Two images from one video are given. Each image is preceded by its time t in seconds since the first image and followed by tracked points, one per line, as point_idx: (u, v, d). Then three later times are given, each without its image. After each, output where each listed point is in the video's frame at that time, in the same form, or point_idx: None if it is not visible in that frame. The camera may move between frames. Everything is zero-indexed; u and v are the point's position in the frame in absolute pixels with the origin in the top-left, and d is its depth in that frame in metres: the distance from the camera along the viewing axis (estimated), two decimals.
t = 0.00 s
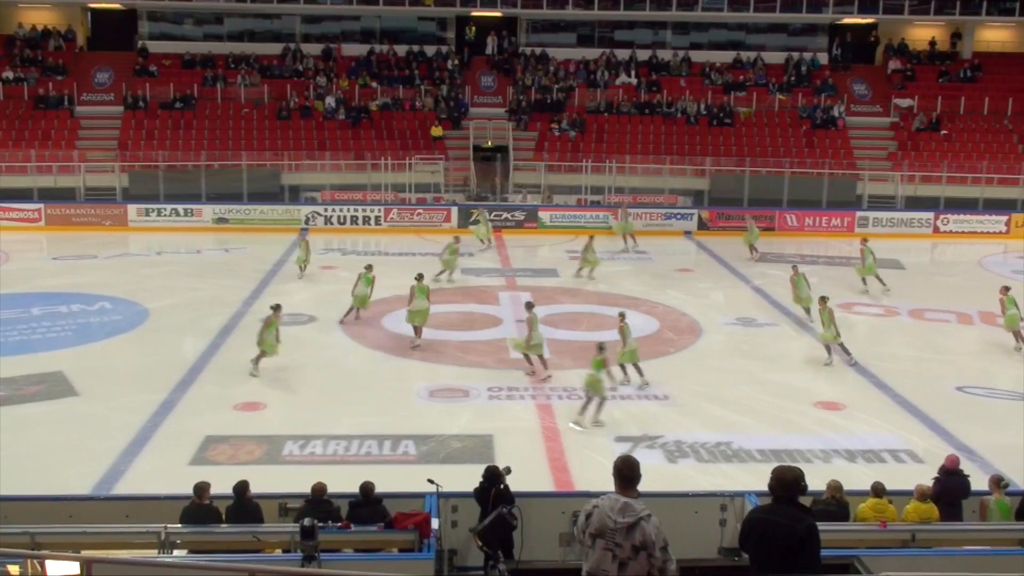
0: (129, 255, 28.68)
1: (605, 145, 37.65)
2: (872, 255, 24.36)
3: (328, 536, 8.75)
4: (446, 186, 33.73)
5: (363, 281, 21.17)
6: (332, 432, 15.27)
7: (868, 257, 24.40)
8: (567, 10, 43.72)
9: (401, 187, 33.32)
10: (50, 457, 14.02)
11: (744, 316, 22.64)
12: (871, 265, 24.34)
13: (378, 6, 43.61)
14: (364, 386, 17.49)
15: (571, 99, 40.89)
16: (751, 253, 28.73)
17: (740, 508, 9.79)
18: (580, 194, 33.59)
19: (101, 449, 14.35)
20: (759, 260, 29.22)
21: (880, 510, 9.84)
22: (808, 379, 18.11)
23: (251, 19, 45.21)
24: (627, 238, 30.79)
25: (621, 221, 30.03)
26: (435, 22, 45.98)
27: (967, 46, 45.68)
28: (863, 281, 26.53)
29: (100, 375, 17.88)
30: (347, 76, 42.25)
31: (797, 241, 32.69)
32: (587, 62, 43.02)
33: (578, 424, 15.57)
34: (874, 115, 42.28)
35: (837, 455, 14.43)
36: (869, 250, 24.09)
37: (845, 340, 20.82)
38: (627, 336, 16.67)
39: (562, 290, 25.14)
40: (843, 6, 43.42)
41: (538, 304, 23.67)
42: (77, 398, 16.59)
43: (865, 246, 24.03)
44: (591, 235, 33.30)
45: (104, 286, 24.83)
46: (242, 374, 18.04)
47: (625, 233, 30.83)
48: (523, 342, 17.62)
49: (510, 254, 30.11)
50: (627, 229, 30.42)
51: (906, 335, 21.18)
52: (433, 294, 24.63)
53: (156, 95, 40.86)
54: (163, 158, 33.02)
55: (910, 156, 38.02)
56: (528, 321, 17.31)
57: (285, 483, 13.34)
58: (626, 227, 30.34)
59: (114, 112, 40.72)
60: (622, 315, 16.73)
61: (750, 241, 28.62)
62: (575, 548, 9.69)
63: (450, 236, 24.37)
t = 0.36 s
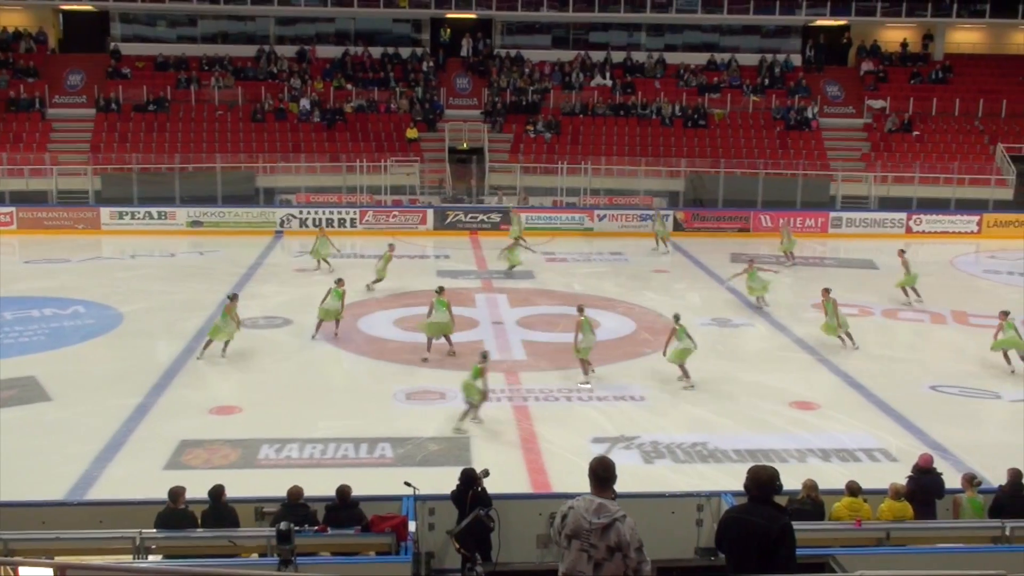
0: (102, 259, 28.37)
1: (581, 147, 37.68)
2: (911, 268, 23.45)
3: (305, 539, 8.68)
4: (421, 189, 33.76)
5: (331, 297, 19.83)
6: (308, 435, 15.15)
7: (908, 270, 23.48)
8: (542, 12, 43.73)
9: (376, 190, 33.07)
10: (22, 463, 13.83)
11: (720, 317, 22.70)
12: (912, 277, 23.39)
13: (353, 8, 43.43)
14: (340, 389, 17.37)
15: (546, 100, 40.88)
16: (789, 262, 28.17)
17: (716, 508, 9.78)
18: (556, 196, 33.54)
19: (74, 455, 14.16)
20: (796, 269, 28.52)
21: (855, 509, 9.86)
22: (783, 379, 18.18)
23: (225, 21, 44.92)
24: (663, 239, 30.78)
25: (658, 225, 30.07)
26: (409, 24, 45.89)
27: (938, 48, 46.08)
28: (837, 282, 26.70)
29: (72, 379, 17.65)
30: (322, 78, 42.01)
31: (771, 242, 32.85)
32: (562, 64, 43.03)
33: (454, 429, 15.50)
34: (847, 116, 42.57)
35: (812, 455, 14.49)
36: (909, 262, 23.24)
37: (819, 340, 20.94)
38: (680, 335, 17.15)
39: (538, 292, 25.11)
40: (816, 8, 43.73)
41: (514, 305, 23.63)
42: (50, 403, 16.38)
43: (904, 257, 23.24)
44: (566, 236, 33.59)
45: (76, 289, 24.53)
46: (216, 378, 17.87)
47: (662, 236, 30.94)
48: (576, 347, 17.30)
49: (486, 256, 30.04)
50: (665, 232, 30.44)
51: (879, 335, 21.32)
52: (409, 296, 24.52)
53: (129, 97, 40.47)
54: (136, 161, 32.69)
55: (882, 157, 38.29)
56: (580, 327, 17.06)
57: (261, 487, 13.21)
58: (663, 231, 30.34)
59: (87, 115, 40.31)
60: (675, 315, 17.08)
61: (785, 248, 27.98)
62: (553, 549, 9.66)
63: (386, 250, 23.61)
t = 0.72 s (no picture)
0: (79, 267, 28.12)
1: (560, 154, 37.73)
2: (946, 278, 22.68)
3: (286, 549, 8.56)
4: (401, 196, 34.01)
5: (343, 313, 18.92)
6: (288, 444, 15.04)
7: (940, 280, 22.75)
8: (521, 19, 43.86)
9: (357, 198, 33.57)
10: None
11: (700, 324, 22.74)
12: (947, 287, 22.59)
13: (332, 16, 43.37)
14: (320, 397, 17.27)
15: (526, 108, 40.95)
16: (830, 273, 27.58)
17: (697, 514, 9.78)
18: (537, 203, 33.54)
19: (51, 465, 13.99)
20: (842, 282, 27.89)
21: (835, 515, 9.87)
22: (763, 385, 18.23)
23: (203, 29, 44.74)
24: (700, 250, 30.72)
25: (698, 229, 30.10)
26: (389, 32, 45.89)
27: (914, 55, 46.48)
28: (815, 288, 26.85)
29: (49, 389, 17.45)
30: (301, 86, 41.89)
31: (750, 249, 32.98)
32: (541, 72, 43.09)
33: (353, 419, 16.16)
34: (824, 124, 42.75)
35: (793, 460, 14.52)
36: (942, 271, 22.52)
37: (799, 346, 21.02)
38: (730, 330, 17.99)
39: (519, 299, 25.08)
40: (794, 16, 44.05)
41: (495, 313, 23.59)
42: (26, 413, 16.19)
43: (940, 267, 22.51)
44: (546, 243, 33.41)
45: (54, 298, 24.29)
46: (196, 387, 17.70)
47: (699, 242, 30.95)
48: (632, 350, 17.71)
49: (467, 263, 29.99)
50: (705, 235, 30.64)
51: (857, 341, 21.43)
52: (389, 304, 24.44)
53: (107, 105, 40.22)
54: (114, 169, 32.41)
55: (860, 164, 38.54)
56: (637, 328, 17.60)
57: (240, 496, 13.10)
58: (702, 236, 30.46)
59: (64, 123, 40.04)
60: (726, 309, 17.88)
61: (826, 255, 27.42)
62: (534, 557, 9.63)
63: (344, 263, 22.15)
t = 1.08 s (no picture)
0: (60, 273, 27.90)
1: (543, 158, 37.74)
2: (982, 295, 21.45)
3: (269, 554, 8.46)
4: (383, 201, 33.20)
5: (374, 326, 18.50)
6: (271, 449, 14.96)
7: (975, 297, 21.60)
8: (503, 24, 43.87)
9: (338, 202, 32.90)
10: None
11: (682, 327, 22.79)
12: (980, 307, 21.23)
13: (314, 20, 43.23)
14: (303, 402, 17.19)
15: (508, 112, 40.94)
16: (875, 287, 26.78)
17: (681, 517, 9.78)
18: (519, 207, 33.51)
19: (31, 472, 13.85)
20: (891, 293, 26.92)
21: (817, 517, 9.89)
22: (746, 388, 18.28)
23: (184, 33, 44.54)
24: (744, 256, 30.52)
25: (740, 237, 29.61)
26: (371, 36, 45.78)
27: (894, 60, 46.77)
28: (798, 291, 26.97)
29: (29, 395, 17.30)
30: (282, 90, 41.69)
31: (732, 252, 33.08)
32: (524, 76, 43.09)
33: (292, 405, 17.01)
34: (805, 127, 43.00)
35: (775, 463, 14.56)
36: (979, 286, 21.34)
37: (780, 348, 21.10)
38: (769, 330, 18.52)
39: (502, 303, 25.06)
40: (775, 21, 44.22)
41: (478, 317, 23.56)
42: (6, 420, 16.03)
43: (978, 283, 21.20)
44: (528, 247, 33.46)
45: (34, 304, 24.09)
46: (178, 393, 17.59)
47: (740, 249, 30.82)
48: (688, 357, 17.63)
49: (449, 267, 29.95)
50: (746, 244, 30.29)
51: (839, 344, 21.53)
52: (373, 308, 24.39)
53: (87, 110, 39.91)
54: (94, 174, 32.16)
55: (841, 168, 38.73)
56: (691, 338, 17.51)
57: (223, 502, 13.01)
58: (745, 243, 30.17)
59: (43, 128, 39.71)
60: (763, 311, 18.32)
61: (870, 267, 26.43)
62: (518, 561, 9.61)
63: (332, 271, 21.49)
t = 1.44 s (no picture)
0: (40, 277, 27.67)
1: (526, 162, 37.77)
2: (1010, 309, 20.27)
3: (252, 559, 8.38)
4: (365, 204, 33.17)
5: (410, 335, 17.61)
6: (253, 453, 14.87)
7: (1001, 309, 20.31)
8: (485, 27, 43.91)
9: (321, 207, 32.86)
10: None
11: (665, 329, 22.86)
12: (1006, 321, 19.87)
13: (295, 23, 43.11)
14: (286, 407, 17.10)
15: (491, 115, 40.94)
16: (910, 296, 25.85)
17: (664, 520, 9.78)
18: (502, 210, 33.49)
19: (11, 478, 13.71)
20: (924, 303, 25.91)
21: (800, 518, 9.91)
22: (728, 390, 18.32)
23: (165, 36, 44.29)
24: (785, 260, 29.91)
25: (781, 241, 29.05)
26: (353, 39, 45.69)
27: (874, 63, 47.06)
28: (780, 293, 27.07)
29: (9, 400, 17.13)
30: (264, 93, 41.53)
31: (715, 255, 33.23)
32: (506, 79, 43.07)
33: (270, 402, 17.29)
34: (787, 130, 43.09)
35: (758, 465, 14.59)
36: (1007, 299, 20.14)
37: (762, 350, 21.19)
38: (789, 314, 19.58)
39: (484, 306, 25.04)
40: (756, 24, 44.42)
41: (461, 320, 23.52)
42: None
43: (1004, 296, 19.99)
44: (511, 250, 33.42)
45: (14, 309, 23.87)
46: (159, 398, 17.46)
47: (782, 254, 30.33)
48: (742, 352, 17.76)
49: (432, 270, 29.90)
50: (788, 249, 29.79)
51: (821, 345, 21.61)
52: (355, 312, 24.32)
53: (67, 114, 39.62)
54: (75, 178, 31.93)
55: (822, 171, 38.91)
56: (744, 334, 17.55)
57: (206, 508, 12.91)
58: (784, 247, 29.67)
59: (23, 132, 39.40)
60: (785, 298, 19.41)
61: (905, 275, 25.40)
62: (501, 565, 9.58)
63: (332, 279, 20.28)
